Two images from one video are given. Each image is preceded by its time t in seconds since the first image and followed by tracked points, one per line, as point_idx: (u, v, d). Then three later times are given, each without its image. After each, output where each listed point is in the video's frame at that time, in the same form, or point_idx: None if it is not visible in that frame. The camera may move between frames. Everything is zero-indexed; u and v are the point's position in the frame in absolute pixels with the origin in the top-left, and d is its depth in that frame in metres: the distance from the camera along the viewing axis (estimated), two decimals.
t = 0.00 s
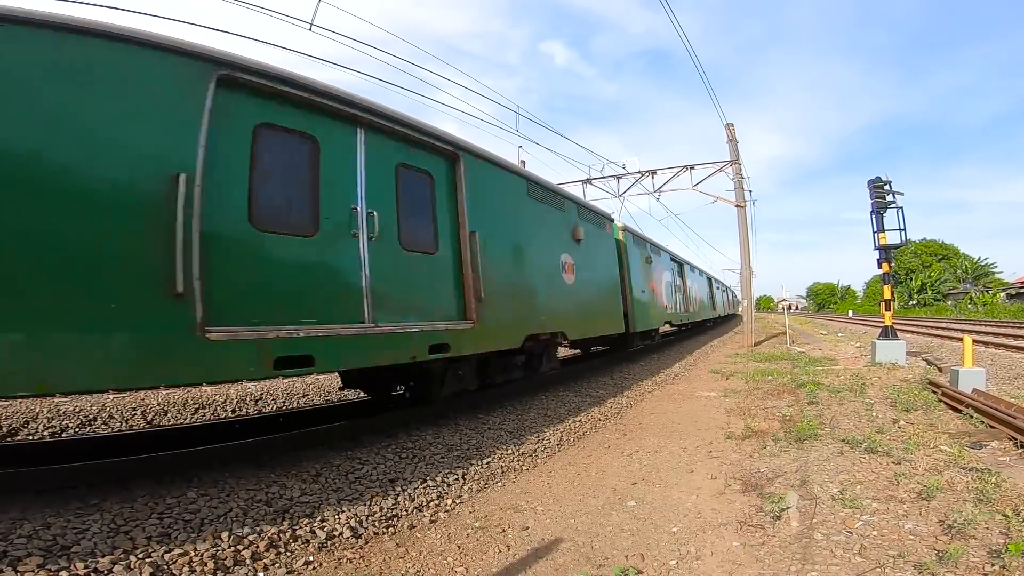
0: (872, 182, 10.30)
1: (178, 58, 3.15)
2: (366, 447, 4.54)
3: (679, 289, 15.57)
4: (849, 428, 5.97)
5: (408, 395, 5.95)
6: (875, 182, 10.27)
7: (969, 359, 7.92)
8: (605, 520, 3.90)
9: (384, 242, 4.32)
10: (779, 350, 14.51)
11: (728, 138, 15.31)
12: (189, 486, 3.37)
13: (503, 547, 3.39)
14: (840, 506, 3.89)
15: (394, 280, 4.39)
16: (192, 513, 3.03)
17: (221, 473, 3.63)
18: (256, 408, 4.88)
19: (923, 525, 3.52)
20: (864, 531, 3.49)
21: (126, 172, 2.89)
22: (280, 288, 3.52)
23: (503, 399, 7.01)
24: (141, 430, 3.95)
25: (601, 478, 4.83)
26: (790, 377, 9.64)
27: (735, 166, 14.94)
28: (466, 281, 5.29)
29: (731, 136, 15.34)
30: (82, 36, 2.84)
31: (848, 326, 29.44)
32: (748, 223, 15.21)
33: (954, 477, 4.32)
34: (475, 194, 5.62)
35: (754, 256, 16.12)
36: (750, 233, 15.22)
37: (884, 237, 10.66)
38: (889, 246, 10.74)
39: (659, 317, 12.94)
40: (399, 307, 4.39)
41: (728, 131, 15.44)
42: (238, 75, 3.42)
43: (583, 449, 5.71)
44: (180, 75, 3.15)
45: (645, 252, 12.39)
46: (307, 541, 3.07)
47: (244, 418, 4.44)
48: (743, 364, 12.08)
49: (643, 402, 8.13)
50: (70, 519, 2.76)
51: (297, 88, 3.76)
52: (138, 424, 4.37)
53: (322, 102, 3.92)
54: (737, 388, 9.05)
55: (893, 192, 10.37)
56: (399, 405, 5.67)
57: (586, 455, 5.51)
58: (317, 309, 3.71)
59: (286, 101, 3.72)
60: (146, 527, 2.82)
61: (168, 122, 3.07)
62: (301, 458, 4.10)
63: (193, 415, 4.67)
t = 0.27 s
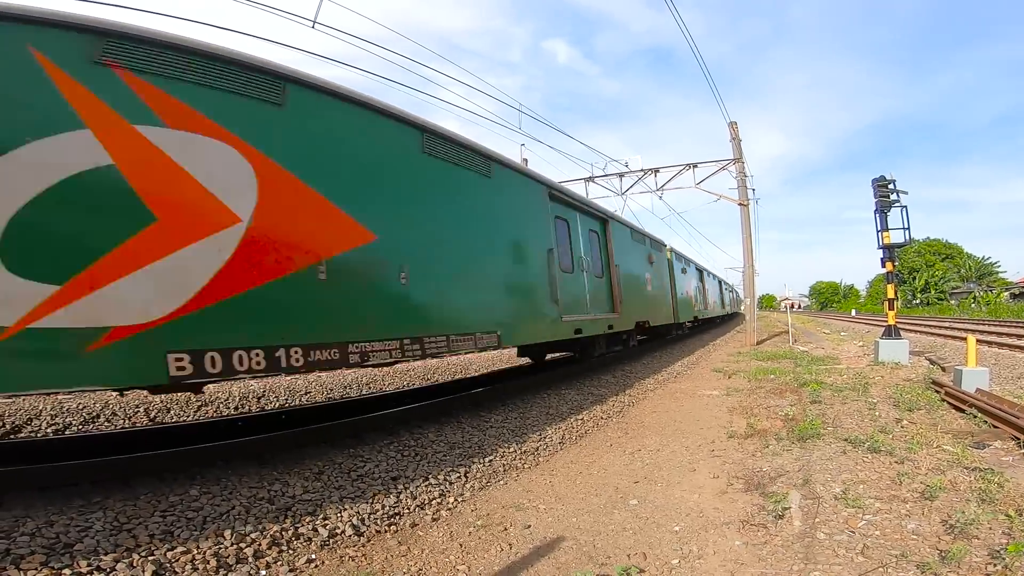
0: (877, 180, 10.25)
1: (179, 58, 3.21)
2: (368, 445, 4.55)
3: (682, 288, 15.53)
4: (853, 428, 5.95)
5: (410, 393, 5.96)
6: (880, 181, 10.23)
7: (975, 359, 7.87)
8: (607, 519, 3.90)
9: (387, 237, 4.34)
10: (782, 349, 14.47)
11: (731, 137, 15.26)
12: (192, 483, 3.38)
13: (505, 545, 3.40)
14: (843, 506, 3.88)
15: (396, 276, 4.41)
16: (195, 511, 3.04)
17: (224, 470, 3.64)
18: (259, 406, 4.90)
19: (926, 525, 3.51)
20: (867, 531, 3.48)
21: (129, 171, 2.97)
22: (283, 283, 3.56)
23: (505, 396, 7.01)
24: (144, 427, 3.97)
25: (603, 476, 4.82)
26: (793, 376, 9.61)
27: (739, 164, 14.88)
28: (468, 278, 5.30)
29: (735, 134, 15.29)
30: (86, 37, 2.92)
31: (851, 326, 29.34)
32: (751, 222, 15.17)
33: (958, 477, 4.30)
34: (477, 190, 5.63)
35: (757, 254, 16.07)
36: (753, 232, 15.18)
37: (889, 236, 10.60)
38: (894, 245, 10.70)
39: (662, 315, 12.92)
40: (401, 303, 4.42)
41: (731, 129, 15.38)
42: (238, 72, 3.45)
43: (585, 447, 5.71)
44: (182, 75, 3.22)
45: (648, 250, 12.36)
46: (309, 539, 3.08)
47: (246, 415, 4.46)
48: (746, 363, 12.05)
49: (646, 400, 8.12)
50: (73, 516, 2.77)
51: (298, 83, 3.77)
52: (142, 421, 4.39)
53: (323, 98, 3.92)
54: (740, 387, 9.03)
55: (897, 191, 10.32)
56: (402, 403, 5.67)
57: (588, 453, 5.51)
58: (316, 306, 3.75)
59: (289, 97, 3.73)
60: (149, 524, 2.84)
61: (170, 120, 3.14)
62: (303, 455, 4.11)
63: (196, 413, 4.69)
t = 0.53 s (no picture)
0: (879, 180, 10.23)
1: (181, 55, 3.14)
2: (369, 443, 4.55)
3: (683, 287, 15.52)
4: (854, 428, 5.94)
5: (411, 391, 5.96)
6: (882, 181, 10.21)
7: (976, 359, 7.86)
8: (607, 518, 3.89)
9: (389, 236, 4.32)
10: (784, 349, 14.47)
11: (734, 135, 15.22)
12: (193, 481, 3.39)
13: (505, 544, 3.39)
14: (844, 506, 3.87)
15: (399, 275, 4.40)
16: (196, 508, 3.05)
17: (225, 469, 3.64)
18: (260, 404, 4.89)
19: (927, 525, 3.50)
20: (868, 531, 3.47)
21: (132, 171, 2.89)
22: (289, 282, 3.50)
23: (506, 395, 7.02)
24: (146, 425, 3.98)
25: (603, 475, 4.82)
26: (794, 376, 9.61)
27: (741, 163, 14.86)
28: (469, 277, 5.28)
29: (737, 133, 15.26)
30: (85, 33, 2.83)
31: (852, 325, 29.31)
32: (753, 221, 15.14)
33: (959, 477, 4.30)
34: (478, 189, 5.61)
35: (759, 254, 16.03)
36: (755, 231, 15.16)
37: (891, 236, 10.58)
38: (896, 245, 10.68)
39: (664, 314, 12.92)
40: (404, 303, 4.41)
41: (733, 127, 15.34)
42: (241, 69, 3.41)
43: (585, 446, 5.71)
44: (184, 74, 3.17)
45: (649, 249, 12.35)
46: (310, 538, 3.08)
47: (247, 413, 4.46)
48: (747, 362, 12.04)
49: (647, 399, 8.12)
50: (74, 514, 2.78)
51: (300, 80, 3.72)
52: (143, 419, 4.40)
53: (325, 95, 3.88)
54: (741, 386, 9.03)
55: (900, 190, 10.29)
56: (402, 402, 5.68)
57: (588, 452, 5.52)
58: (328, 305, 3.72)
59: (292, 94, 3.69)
60: (149, 523, 2.84)
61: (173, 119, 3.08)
62: (305, 454, 4.11)
63: (197, 411, 4.68)
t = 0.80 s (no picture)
0: (879, 179, 10.23)
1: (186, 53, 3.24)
2: (368, 441, 4.54)
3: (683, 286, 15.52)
4: (853, 427, 5.94)
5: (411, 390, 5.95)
6: (881, 180, 10.21)
7: (976, 359, 7.86)
8: (606, 517, 3.89)
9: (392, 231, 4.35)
10: (783, 348, 14.47)
11: (734, 135, 15.23)
12: (191, 479, 3.39)
13: (504, 542, 3.40)
14: (842, 505, 3.87)
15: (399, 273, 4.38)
16: (194, 507, 3.04)
17: (224, 467, 3.64)
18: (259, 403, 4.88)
19: (925, 525, 3.50)
20: (866, 531, 3.48)
21: (144, 170, 3.00)
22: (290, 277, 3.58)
23: (506, 394, 7.01)
24: (146, 423, 3.97)
25: (603, 474, 4.82)
26: (793, 375, 9.60)
27: (740, 162, 14.87)
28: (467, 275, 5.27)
29: (736, 132, 15.26)
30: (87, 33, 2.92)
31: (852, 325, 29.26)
32: (752, 220, 15.14)
33: (957, 477, 4.30)
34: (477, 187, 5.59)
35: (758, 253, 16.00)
36: (754, 230, 15.16)
37: (890, 235, 10.58)
38: (895, 244, 10.68)
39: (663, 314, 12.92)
40: (403, 301, 4.40)
41: (734, 127, 15.36)
42: (244, 67, 3.50)
43: (584, 445, 5.71)
44: (191, 72, 3.25)
45: (649, 249, 12.35)
46: (308, 536, 3.08)
47: (247, 412, 4.45)
48: (746, 361, 12.04)
49: (646, 398, 8.12)
50: (72, 512, 2.77)
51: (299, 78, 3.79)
52: (142, 417, 4.39)
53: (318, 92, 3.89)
54: (740, 385, 9.02)
55: (899, 190, 10.30)
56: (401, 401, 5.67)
57: (587, 451, 5.52)
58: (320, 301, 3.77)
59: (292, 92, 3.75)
60: (147, 521, 2.83)
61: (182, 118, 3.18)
62: (304, 452, 4.10)
63: (196, 409, 4.67)
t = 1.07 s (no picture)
0: (879, 178, 10.23)
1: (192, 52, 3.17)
2: (367, 440, 4.54)
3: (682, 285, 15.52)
4: (852, 426, 5.94)
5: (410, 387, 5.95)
6: (881, 179, 10.20)
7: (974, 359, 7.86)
8: (605, 516, 3.89)
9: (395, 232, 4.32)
10: (782, 347, 14.48)
11: (733, 134, 15.22)
12: (190, 477, 3.39)
13: (503, 541, 3.39)
14: (841, 504, 3.88)
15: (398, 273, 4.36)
16: (192, 505, 3.04)
17: (223, 465, 3.65)
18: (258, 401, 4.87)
19: (924, 524, 3.51)
20: (865, 530, 3.48)
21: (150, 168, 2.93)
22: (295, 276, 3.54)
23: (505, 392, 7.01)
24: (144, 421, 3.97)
25: (602, 473, 4.82)
26: (792, 374, 9.60)
27: (740, 161, 14.86)
28: (469, 274, 5.24)
29: (736, 131, 15.24)
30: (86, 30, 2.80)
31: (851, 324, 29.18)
32: (752, 219, 15.13)
33: (956, 476, 4.31)
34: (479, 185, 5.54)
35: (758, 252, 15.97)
36: (754, 229, 15.16)
37: (890, 234, 10.58)
38: (894, 243, 10.68)
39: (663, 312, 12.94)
40: (403, 301, 4.38)
41: (733, 126, 15.34)
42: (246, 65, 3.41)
43: (584, 444, 5.71)
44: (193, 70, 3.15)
45: (648, 247, 12.35)
46: (307, 535, 3.08)
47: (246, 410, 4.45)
48: (745, 360, 12.05)
49: (645, 397, 8.12)
50: (70, 511, 2.77)
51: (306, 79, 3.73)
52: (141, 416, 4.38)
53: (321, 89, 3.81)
54: (740, 384, 9.03)
55: (899, 189, 10.29)
56: (400, 399, 5.66)
57: (587, 450, 5.52)
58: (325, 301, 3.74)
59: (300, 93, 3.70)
60: (146, 520, 2.83)
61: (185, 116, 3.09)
62: (302, 450, 4.10)
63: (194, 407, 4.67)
